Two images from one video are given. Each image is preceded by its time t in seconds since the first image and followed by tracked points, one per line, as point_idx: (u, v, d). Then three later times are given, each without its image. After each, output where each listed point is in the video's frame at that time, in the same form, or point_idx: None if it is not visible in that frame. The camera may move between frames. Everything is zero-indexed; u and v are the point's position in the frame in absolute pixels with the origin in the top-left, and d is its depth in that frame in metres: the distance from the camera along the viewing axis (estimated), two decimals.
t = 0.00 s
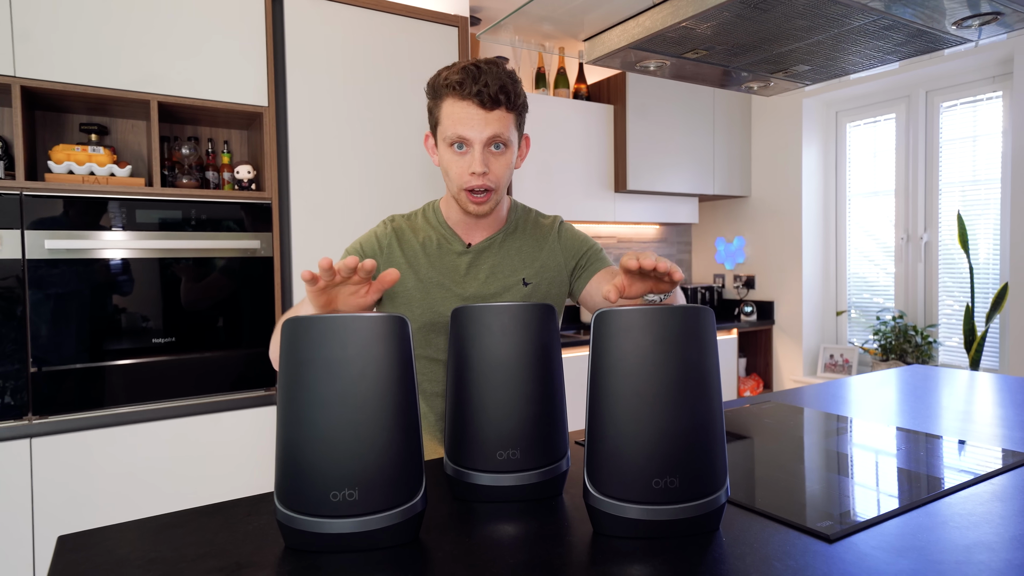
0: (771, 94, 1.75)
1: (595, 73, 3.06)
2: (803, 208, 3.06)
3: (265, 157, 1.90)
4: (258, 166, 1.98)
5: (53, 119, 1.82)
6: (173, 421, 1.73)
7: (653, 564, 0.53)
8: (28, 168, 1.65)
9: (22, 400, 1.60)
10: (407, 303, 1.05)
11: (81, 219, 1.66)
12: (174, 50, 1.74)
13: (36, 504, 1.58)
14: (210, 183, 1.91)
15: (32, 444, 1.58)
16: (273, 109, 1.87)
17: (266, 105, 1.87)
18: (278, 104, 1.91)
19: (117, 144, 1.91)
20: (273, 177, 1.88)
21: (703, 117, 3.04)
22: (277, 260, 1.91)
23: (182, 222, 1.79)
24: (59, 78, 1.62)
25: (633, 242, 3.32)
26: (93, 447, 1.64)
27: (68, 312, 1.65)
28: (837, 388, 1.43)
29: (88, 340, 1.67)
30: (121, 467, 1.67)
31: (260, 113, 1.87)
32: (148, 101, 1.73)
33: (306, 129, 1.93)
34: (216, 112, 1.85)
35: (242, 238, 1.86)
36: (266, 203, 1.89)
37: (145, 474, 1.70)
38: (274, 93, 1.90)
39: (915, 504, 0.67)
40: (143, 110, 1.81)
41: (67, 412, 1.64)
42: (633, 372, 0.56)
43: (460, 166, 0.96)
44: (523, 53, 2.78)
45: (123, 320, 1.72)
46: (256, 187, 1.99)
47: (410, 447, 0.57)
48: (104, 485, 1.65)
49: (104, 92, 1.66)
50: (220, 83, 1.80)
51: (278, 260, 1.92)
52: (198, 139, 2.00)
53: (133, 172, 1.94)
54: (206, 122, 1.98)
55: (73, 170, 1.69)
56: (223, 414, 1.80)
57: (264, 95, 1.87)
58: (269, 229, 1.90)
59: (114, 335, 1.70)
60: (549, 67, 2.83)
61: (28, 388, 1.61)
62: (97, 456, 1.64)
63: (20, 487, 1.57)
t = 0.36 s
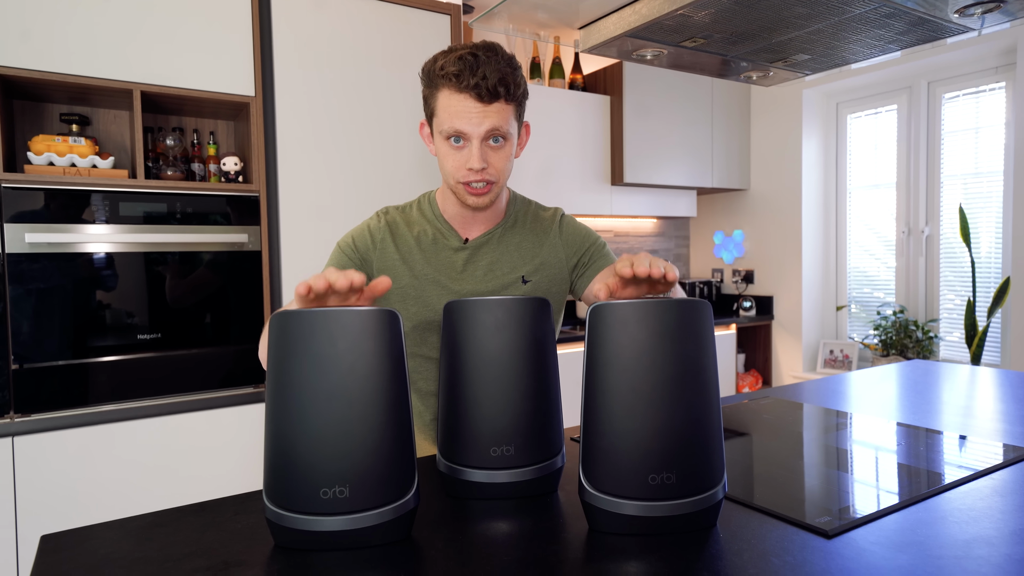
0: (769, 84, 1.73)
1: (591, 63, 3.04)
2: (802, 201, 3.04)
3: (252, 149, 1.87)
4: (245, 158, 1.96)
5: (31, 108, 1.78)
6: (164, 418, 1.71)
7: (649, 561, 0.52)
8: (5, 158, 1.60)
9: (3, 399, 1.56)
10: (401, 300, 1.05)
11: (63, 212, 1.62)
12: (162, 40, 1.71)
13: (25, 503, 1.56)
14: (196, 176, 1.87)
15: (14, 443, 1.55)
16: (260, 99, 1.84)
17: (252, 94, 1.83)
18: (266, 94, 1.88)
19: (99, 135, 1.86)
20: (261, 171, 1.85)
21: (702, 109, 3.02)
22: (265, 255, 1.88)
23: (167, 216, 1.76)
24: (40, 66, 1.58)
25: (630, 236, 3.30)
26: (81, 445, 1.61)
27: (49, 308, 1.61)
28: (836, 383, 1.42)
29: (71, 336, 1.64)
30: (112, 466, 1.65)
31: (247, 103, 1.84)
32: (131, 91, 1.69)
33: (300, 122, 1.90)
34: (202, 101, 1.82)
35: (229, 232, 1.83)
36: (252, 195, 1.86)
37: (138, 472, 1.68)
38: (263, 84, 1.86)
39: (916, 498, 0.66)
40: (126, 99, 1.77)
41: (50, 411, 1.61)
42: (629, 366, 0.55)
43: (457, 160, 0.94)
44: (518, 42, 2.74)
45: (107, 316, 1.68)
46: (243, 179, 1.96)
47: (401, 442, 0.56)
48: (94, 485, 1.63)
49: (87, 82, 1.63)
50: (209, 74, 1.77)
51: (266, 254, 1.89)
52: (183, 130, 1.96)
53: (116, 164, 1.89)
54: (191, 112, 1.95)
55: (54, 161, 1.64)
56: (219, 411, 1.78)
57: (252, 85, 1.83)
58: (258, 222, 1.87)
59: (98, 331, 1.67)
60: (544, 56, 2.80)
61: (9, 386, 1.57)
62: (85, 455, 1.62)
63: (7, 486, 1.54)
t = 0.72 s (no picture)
0: (772, 71, 1.71)
1: (592, 50, 3.01)
2: (806, 191, 3.02)
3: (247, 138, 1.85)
4: (239, 147, 1.94)
5: (21, 97, 1.76)
6: (163, 410, 1.71)
7: (646, 553, 0.51)
8: None
9: None
10: (401, 294, 1.04)
11: (56, 203, 1.62)
12: (154, 27, 1.69)
13: (23, 495, 1.56)
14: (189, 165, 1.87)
15: (6, 435, 1.54)
16: (254, 86, 1.82)
17: (246, 82, 1.81)
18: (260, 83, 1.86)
19: (91, 123, 1.85)
20: (254, 159, 1.84)
21: (704, 98, 2.99)
22: (260, 245, 1.87)
23: (161, 206, 1.75)
24: (29, 54, 1.56)
25: (631, 227, 3.28)
26: (76, 437, 1.61)
27: (41, 300, 1.61)
28: (840, 375, 1.40)
29: (64, 329, 1.64)
30: (110, 458, 1.65)
31: (241, 91, 1.82)
32: (122, 78, 1.67)
33: (298, 112, 1.89)
34: (195, 90, 1.80)
35: (224, 222, 1.82)
36: (246, 185, 1.85)
37: (138, 464, 1.68)
38: (257, 72, 1.84)
39: (918, 491, 0.65)
40: (117, 86, 1.76)
41: (44, 403, 1.61)
42: (627, 357, 0.54)
43: (461, 152, 0.93)
44: (517, 28, 2.71)
45: (101, 308, 1.68)
46: (238, 168, 1.95)
47: (396, 433, 0.55)
48: (94, 477, 1.63)
49: (77, 69, 1.61)
50: (203, 62, 1.75)
51: (261, 244, 1.88)
52: (175, 118, 1.94)
53: (108, 153, 1.88)
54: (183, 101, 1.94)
55: (44, 150, 1.63)
56: (218, 403, 1.78)
57: (246, 73, 1.81)
58: (252, 212, 1.86)
59: (92, 323, 1.67)
60: (544, 43, 2.77)
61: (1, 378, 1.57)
62: (82, 447, 1.61)
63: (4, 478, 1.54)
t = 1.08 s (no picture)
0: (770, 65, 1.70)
1: (591, 45, 2.99)
2: (806, 186, 3.01)
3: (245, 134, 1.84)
4: (236, 143, 1.94)
5: (18, 92, 1.75)
6: (162, 406, 1.71)
7: (641, 550, 0.51)
8: None
9: None
10: (399, 288, 1.04)
11: (55, 199, 1.62)
12: (151, 23, 1.69)
13: (23, 490, 1.56)
14: (186, 160, 1.86)
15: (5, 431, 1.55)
16: (251, 82, 1.81)
17: (243, 77, 1.81)
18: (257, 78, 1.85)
19: (88, 119, 1.84)
20: (252, 155, 1.84)
21: (704, 92, 2.98)
22: (258, 241, 1.87)
23: (159, 202, 1.75)
24: (26, 49, 1.55)
25: (631, 222, 3.27)
26: (76, 433, 1.61)
27: (40, 296, 1.61)
28: (840, 371, 1.40)
29: (64, 325, 1.64)
30: (109, 454, 1.65)
31: (238, 87, 1.81)
32: (119, 74, 1.67)
33: (295, 108, 1.89)
34: (192, 85, 1.80)
35: (222, 218, 1.82)
36: (244, 181, 1.85)
37: (138, 460, 1.69)
38: (255, 68, 1.83)
39: (916, 487, 0.65)
40: (114, 82, 1.75)
41: (43, 399, 1.61)
42: (622, 352, 0.54)
43: (458, 145, 0.92)
44: (515, 23, 2.70)
45: (100, 305, 1.68)
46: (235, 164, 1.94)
47: (391, 429, 0.55)
48: (94, 472, 1.63)
49: (74, 64, 1.61)
50: (200, 57, 1.75)
51: (259, 240, 1.88)
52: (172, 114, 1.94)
53: (105, 149, 1.87)
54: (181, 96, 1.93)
55: (41, 146, 1.62)
56: (217, 399, 1.78)
57: (243, 68, 1.81)
58: (250, 208, 1.86)
59: (91, 319, 1.67)
60: (543, 38, 2.76)
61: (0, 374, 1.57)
62: (82, 443, 1.62)
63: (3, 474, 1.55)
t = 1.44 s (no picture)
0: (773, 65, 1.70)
1: (593, 46, 2.99)
2: (810, 187, 3.00)
3: (248, 136, 1.85)
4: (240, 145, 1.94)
5: (24, 95, 1.76)
6: (165, 407, 1.72)
7: (640, 552, 0.51)
8: None
9: None
10: (400, 282, 1.04)
11: (62, 201, 1.63)
12: (155, 26, 1.70)
13: (27, 490, 1.57)
14: (190, 162, 1.87)
15: (11, 431, 1.56)
16: (254, 84, 1.82)
17: (247, 79, 1.82)
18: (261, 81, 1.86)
19: (93, 121, 1.86)
20: (255, 156, 1.84)
21: (707, 93, 2.98)
22: (262, 243, 1.88)
23: (163, 204, 1.76)
24: (30, 53, 1.57)
25: (634, 223, 3.27)
26: (80, 434, 1.62)
27: (45, 297, 1.62)
28: (844, 373, 1.39)
29: (70, 326, 1.65)
30: (113, 454, 1.66)
31: (242, 88, 1.82)
32: (123, 76, 1.68)
33: (298, 110, 1.89)
34: (195, 87, 1.81)
35: (226, 220, 1.83)
36: (248, 182, 1.86)
37: (142, 461, 1.69)
38: (258, 70, 1.84)
39: (918, 490, 0.64)
40: (119, 85, 1.76)
41: (49, 400, 1.62)
42: (621, 354, 0.53)
43: (451, 137, 0.93)
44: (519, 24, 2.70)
45: (105, 306, 1.69)
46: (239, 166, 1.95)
47: (390, 430, 0.55)
48: (98, 472, 1.64)
49: (78, 67, 1.62)
50: (203, 59, 1.76)
51: (262, 241, 1.88)
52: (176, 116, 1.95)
53: (110, 150, 1.88)
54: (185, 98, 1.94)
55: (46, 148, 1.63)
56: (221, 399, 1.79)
57: (246, 70, 1.81)
58: (253, 210, 1.87)
59: (96, 320, 1.68)
60: (546, 40, 2.76)
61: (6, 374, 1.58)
62: (86, 443, 1.63)
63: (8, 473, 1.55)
